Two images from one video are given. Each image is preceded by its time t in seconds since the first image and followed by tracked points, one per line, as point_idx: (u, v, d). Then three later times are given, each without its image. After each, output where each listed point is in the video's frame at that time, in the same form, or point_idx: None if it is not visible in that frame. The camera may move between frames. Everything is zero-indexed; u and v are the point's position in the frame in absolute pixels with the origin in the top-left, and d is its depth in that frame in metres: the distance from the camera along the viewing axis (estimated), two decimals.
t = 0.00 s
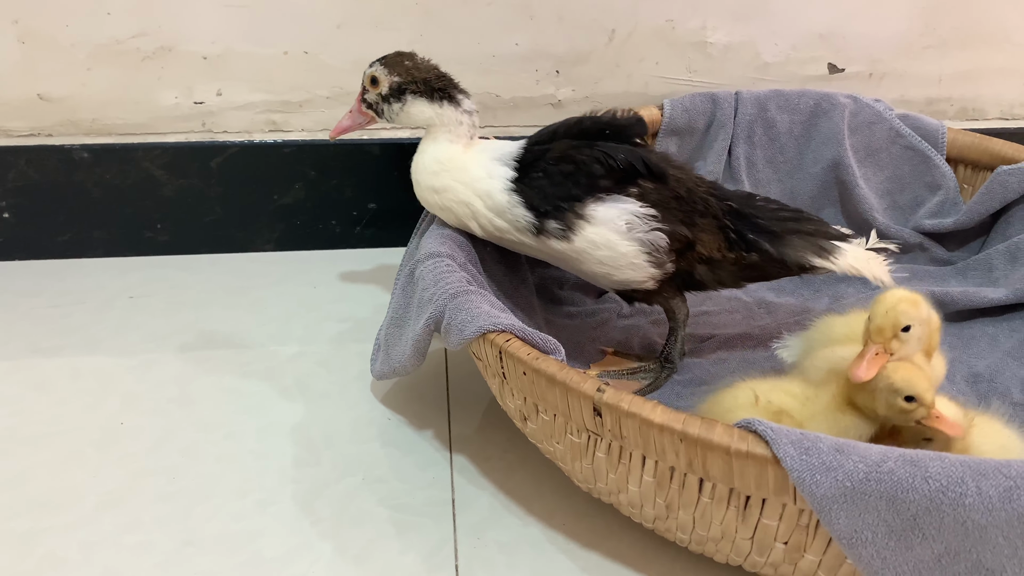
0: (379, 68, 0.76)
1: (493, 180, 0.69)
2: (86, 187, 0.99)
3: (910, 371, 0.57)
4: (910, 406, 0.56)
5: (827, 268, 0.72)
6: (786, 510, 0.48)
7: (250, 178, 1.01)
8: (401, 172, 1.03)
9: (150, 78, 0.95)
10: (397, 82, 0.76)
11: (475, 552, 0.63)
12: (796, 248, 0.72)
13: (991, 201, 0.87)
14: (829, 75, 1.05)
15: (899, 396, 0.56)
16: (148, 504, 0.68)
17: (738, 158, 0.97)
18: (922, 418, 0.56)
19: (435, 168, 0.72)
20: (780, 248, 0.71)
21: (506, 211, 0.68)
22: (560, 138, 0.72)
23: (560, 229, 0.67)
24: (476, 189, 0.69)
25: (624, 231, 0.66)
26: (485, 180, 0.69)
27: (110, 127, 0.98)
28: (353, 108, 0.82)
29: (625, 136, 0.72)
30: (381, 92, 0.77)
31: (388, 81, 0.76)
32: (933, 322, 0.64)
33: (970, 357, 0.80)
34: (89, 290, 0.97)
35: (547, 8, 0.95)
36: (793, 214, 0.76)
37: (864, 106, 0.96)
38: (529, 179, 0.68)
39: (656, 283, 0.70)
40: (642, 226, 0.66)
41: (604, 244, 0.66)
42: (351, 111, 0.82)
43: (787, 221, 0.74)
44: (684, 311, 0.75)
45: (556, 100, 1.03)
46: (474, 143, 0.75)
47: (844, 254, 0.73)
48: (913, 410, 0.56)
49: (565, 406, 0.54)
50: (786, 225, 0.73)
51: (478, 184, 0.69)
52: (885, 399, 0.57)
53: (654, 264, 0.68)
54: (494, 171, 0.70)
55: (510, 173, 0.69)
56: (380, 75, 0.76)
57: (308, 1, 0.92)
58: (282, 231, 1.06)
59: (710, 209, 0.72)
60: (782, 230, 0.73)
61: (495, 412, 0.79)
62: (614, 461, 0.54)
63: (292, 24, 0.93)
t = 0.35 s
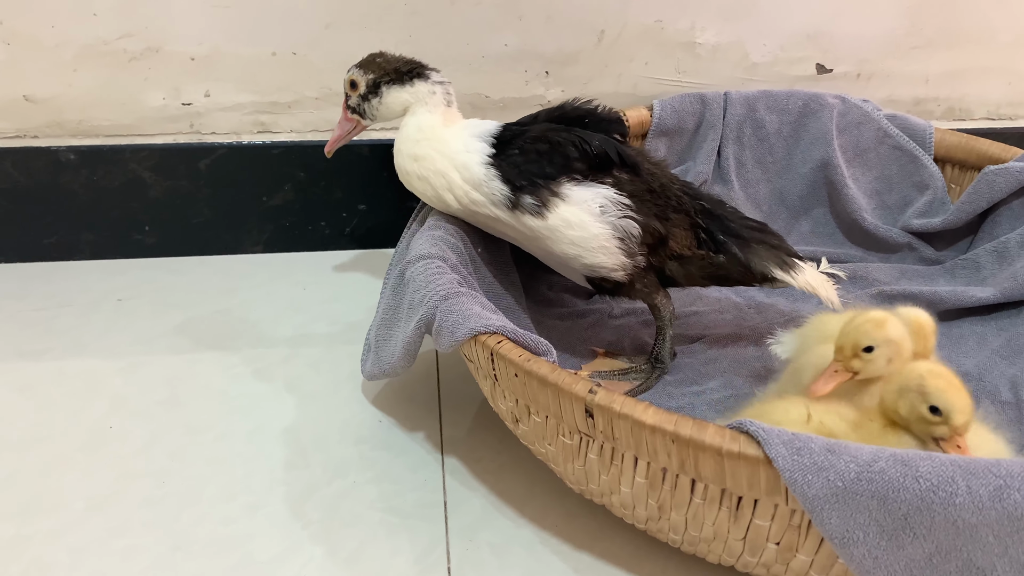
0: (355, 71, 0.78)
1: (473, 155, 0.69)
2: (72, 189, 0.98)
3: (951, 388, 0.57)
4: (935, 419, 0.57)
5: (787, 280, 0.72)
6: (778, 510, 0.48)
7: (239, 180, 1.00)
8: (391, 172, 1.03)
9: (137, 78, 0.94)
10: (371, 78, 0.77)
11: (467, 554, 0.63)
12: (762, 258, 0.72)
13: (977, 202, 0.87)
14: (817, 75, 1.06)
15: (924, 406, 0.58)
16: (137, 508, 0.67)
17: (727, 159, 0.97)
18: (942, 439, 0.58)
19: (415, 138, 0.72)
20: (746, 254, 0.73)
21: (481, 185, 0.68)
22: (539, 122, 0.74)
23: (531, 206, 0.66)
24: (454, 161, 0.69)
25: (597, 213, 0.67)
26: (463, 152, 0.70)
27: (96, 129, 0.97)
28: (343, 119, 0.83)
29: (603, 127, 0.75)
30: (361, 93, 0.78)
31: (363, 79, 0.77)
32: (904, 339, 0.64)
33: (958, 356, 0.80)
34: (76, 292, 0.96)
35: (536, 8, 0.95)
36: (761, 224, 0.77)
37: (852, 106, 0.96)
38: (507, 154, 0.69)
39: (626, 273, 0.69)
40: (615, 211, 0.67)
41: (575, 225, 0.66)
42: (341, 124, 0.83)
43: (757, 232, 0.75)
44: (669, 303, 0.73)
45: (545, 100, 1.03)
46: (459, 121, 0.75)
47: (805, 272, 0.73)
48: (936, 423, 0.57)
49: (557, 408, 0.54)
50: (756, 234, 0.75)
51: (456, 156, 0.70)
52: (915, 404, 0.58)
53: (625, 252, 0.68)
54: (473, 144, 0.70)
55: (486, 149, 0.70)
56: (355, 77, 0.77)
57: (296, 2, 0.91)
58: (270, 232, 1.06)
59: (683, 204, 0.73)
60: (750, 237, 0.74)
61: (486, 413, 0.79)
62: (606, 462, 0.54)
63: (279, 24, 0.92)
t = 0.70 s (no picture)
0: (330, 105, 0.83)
1: (457, 160, 0.70)
2: (61, 192, 0.97)
3: (958, 345, 0.56)
4: (948, 378, 0.56)
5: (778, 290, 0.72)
6: (770, 512, 0.48)
7: (229, 182, 1.00)
8: (382, 175, 1.03)
9: (126, 81, 0.94)
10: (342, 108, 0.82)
11: (459, 557, 0.63)
12: (753, 269, 0.72)
13: (966, 202, 0.88)
14: (807, 77, 1.06)
15: (936, 366, 0.56)
16: (127, 513, 0.66)
17: (717, 160, 0.97)
18: (957, 397, 0.57)
19: (401, 151, 0.74)
20: (737, 264, 0.72)
21: (467, 190, 0.69)
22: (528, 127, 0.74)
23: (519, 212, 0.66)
24: (440, 168, 0.71)
25: (586, 220, 0.66)
26: (448, 159, 0.71)
27: (84, 131, 0.96)
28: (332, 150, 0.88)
29: (592, 132, 0.75)
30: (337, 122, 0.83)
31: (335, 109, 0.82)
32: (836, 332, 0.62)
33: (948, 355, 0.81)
34: (65, 296, 0.96)
35: (527, 10, 0.95)
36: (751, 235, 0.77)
37: (841, 107, 0.97)
38: (495, 159, 0.69)
39: (617, 279, 0.70)
40: (605, 217, 0.67)
41: (565, 232, 0.66)
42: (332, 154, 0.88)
43: (748, 242, 0.75)
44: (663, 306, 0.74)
45: (536, 102, 1.03)
46: (436, 120, 0.77)
47: (792, 284, 0.73)
48: (950, 381, 0.56)
49: (549, 411, 0.54)
50: (747, 244, 0.74)
51: (440, 163, 0.71)
52: (923, 368, 0.57)
53: (616, 259, 0.68)
54: (458, 150, 0.71)
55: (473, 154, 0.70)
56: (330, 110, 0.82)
57: (286, 4, 0.91)
58: (261, 235, 1.05)
59: (677, 211, 0.73)
60: (742, 246, 0.74)
61: (478, 415, 0.78)
62: (598, 465, 0.54)
63: (268, 26, 0.92)
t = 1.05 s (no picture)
0: (395, 48, 0.74)
1: (481, 184, 0.69)
2: (53, 193, 0.97)
3: (933, 336, 0.57)
4: (917, 369, 0.57)
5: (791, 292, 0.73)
6: (767, 511, 0.48)
7: (222, 182, 1.00)
8: (376, 175, 1.02)
9: (118, 81, 0.93)
10: (414, 64, 0.74)
11: (455, 557, 0.63)
12: (768, 268, 0.72)
13: (960, 201, 0.88)
14: (801, 76, 1.06)
15: (906, 356, 0.57)
16: (121, 515, 0.66)
17: (712, 159, 0.97)
18: (927, 390, 0.57)
19: (425, 165, 0.72)
20: (752, 264, 0.72)
21: (484, 214, 0.68)
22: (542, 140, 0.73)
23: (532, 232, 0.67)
24: (461, 189, 0.69)
25: (597, 233, 0.67)
26: (470, 179, 0.69)
27: (77, 132, 0.96)
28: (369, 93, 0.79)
29: (605, 143, 0.74)
30: (397, 72, 0.75)
31: (406, 61, 0.74)
32: (699, 348, 0.64)
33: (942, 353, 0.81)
34: (57, 297, 0.95)
35: (521, 10, 0.94)
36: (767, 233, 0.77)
37: (836, 106, 0.97)
38: (510, 178, 0.69)
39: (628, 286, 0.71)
40: (616, 228, 0.67)
41: (576, 246, 0.67)
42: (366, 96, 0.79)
43: (763, 239, 0.75)
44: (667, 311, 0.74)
45: (531, 102, 1.03)
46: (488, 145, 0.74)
47: (811, 281, 0.73)
48: (920, 373, 0.57)
49: (546, 411, 0.54)
50: (761, 241, 0.75)
51: (465, 185, 0.69)
52: (896, 358, 0.58)
53: (628, 266, 0.69)
54: (481, 172, 0.70)
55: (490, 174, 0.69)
56: (397, 55, 0.74)
57: (280, 4, 0.90)
58: (255, 236, 1.05)
59: (688, 215, 0.73)
60: (756, 245, 0.74)
61: (474, 415, 0.78)
62: (595, 464, 0.54)
63: (262, 25, 0.91)
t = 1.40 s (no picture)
0: (493, 56, 0.70)
1: (528, 212, 0.68)
2: (50, 196, 0.97)
3: (921, 343, 0.57)
4: (895, 371, 0.58)
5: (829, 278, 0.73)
6: (767, 511, 0.48)
7: (219, 185, 1.00)
8: (374, 176, 1.02)
9: (115, 84, 0.93)
10: (517, 72, 0.70)
11: (455, 558, 0.63)
12: (808, 253, 0.72)
13: (957, 200, 0.89)
14: (797, 76, 1.07)
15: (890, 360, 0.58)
16: (120, 518, 0.66)
17: (710, 160, 0.97)
18: (901, 394, 0.58)
19: (483, 188, 0.71)
20: (791, 251, 0.73)
21: (527, 246, 0.68)
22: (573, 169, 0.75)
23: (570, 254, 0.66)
24: (511, 218, 0.69)
25: (636, 248, 0.66)
26: (519, 208, 0.69)
27: (73, 135, 0.96)
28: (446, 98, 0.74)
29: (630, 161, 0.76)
30: (494, 82, 0.71)
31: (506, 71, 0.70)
32: (749, 361, 0.61)
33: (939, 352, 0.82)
34: (54, 300, 0.95)
35: (518, 11, 0.94)
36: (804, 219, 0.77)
37: (832, 106, 0.97)
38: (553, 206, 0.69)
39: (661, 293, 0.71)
40: (646, 239, 0.67)
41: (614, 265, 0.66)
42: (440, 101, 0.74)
43: (797, 225, 0.75)
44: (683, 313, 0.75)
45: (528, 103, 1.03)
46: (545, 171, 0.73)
47: (852, 261, 0.73)
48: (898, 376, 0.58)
49: (545, 412, 0.54)
50: (796, 228, 0.75)
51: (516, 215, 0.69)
52: (882, 359, 0.59)
53: (665, 270, 0.68)
54: (534, 199, 0.69)
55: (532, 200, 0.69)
56: (500, 66, 0.69)
57: (276, 6, 0.90)
58: (252, 238, 1.05)
59: (719, 213, 0.73)
60: (792, 232, 0.74)
61: (473, 416, 0.78)
62: (595, 465, 0.54)
63: (258, 28, 0.91)
